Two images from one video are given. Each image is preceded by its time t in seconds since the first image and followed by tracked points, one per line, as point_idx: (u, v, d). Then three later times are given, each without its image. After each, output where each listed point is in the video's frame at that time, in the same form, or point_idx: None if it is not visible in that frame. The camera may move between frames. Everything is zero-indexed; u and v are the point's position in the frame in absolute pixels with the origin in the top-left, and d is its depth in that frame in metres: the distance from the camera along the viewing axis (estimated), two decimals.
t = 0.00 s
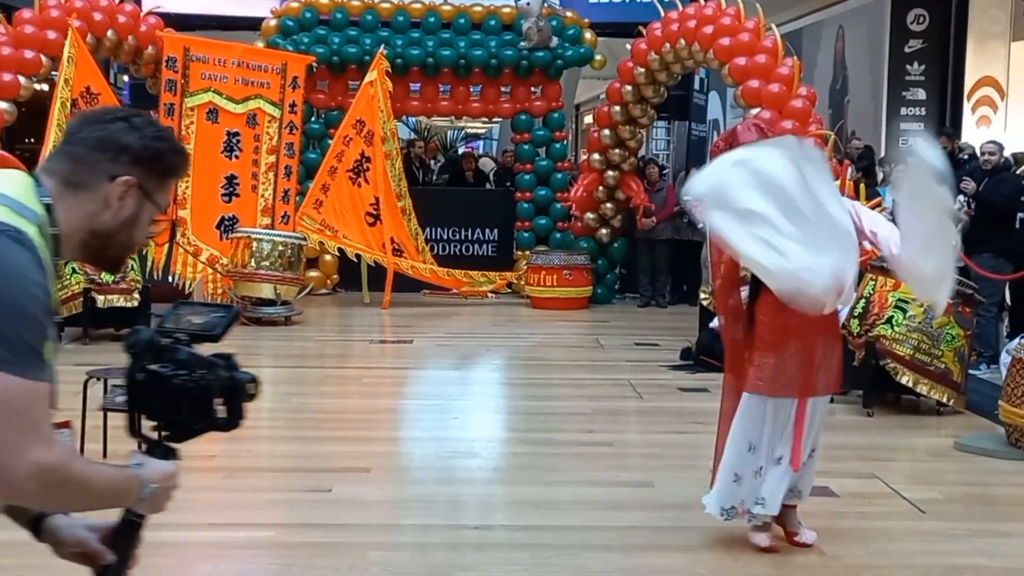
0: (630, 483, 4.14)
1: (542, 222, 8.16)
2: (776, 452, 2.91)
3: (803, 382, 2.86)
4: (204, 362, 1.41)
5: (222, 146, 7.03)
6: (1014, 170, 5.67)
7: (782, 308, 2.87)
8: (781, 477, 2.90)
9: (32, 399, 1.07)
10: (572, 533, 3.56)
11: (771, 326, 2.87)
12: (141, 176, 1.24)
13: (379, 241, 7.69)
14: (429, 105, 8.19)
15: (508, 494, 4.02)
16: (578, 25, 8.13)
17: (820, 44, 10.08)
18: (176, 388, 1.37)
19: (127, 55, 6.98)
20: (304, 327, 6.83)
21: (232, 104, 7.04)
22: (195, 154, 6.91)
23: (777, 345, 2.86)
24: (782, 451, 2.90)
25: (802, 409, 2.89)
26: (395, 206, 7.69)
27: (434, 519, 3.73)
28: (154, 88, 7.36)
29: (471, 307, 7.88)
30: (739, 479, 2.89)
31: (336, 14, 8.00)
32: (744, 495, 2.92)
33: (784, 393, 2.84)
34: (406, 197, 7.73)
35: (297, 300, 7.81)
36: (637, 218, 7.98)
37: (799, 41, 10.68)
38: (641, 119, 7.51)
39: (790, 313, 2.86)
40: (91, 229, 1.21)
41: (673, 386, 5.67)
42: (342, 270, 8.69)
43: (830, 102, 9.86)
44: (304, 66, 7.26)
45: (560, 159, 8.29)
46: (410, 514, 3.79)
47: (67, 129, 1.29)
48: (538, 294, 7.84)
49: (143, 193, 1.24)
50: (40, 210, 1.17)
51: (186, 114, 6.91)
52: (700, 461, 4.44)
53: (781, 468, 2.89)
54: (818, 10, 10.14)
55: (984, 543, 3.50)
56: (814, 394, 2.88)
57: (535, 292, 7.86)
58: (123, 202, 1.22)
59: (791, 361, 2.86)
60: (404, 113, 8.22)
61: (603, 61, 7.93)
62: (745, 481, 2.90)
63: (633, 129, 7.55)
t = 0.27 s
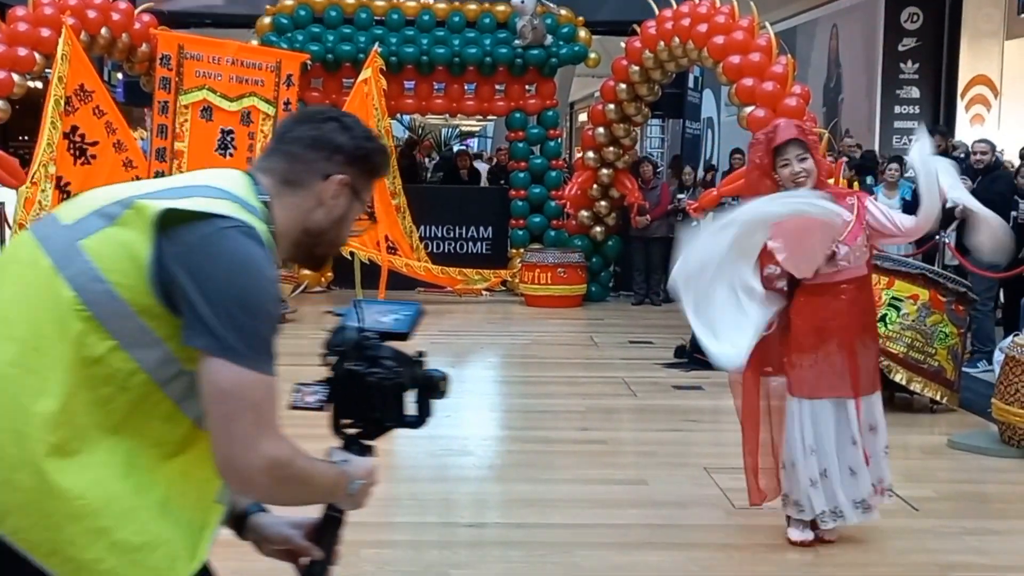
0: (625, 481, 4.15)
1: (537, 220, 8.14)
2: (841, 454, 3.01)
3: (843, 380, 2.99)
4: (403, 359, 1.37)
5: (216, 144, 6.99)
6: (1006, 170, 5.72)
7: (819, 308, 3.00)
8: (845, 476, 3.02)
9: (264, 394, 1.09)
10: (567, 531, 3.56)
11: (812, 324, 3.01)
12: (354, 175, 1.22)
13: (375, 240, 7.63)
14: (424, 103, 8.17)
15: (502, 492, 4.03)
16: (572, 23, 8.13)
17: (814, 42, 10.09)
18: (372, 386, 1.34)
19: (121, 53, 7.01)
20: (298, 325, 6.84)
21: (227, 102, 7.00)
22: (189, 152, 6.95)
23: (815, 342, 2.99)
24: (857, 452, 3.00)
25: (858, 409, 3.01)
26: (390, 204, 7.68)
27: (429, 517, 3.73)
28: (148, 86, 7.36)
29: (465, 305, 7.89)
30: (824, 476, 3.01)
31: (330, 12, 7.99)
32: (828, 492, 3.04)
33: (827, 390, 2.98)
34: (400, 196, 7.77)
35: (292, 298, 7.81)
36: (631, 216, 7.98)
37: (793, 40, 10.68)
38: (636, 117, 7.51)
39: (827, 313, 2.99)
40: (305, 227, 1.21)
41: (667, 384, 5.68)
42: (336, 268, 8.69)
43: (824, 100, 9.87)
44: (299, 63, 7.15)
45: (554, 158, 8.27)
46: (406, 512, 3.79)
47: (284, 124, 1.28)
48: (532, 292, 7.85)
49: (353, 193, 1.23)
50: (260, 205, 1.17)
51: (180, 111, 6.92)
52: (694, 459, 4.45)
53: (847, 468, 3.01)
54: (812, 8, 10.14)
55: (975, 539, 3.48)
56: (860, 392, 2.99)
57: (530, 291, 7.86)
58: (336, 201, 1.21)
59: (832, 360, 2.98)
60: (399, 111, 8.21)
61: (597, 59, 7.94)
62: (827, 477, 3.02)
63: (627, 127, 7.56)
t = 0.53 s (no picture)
0: (613, 479, 4.15)
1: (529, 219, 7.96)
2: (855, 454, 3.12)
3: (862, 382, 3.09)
4: (554, 361, 1.34)
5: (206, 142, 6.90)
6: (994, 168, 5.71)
7: (837, 309, 3.10)
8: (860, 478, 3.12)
9: (452, 402, 1.08)
10: (555, 530, 3.55)
11: (828, 325, 3.12)
12: (519, 180, 1.19)
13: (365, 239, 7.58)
14: (414, 101, 8.14)
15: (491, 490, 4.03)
16: (562, 21, 8.16)
17: (804, 41, 10.10)
18: (522, 389, 1.31)
19: (109, 51, 7.00)
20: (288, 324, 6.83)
21: (215, 101, 6.91)
22: (178, 150, 6.85)
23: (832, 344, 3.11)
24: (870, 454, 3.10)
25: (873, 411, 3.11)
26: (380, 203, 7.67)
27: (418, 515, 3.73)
28: (137, 84, 7.33)
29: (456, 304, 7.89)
30: (836, 473, 3.11)
31: (320, 10, 7.95)
32: (840, 491, 3.14)
33: (844, 390, 3.09)
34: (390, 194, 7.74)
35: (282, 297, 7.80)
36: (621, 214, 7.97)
37: (783, 39, 10.69)
38: (625, 116, 7.52)
39: (843, 315, 3.09)
40: (470, 232, 1.19)
41: (656, 382, 5.69)
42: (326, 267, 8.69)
43: (814, 99, 9.88)
44: (288, 62, 7.10)
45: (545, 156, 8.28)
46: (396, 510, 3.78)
47: (446, 124, 1.26)
48: (523, 290, 7.86)
49: (518, 198, 1.20)
50: (428, 210, 1.16)
51: (169, 109, 6.82)
52: (682, 457, 4.45)
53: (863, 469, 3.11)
54: (802, 7, 10.16)
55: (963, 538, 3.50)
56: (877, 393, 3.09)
57: (520, 288, 7.87)
58: (502, 206, 1.19)
59: (848, 360, 3.09)
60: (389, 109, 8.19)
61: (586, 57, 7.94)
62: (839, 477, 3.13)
63: (618, 126, 7.59)
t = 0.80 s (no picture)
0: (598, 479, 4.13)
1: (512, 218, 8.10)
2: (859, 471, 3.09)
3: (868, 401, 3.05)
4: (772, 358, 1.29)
5: (191, 141, 7.02)
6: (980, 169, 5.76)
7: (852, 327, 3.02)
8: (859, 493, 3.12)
9: (706, 408, 1.07)
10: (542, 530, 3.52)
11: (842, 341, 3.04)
12: (741, 175, 1.20)
13: (350, 237, 7.67)
14: (400, 101, 8.14)
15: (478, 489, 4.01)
16: (549, 20, 8.14)
17: (790, 41, 10.12)
18: (733, 389, 1.20)
19: (94, 49, 6.95)
20: (274, 322, 6.81)
21: (202, 99, 7.03)
22: (164, 147, 6.93)
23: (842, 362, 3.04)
24: (865, 470, 3.08)
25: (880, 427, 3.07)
26: (365, 201, 7.69)
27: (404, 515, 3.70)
28: (122, 82, 7.31)
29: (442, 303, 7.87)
30: (826, 482, 3.11)
31: (306, 9, 7.93)
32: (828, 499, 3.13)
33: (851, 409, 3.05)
34: (376, 193, 7.73)
35: (267, 295, 7.77)
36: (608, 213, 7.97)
37: (770, 38, 10.70)
38: (612, 115, 7.52)
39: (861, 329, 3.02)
40: (695, 228, 1.19)
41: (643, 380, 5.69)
42: (312, 265, 8.67)
43: (800, 99, 9.90)
44: (274, 61, 7.20)
45: (531, 155, 8.31)
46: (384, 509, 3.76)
47: (659, 119, 1.26)
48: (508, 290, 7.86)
49: (738, 192, 1.20)
50: (659, 208, 1.16)
51: (155, 108, 6.89)
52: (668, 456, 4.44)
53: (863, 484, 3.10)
54: (788, 7, 10.17)
55: (950, 535, 3.47)
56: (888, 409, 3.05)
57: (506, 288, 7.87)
58: (724, 202, 1.19)
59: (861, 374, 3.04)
60: (375, 108, 8.18)
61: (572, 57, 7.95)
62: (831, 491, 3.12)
63: (604, 125, 7.59)
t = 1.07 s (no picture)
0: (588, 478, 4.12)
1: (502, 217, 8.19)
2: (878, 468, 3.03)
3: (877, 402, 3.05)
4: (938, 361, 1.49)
5: (179, 139, 7.03)
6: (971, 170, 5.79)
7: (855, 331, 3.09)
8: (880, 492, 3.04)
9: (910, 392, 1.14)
10: (531, 529, 3.51)
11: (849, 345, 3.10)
12: (917, 145, 1.28)
13: (339, 236, 7.67)
14: (390, 99, 8.15)
15: (467, 488, 4.00)
16: (537, 19, 8.19)
17: (779, 41, 10.13)
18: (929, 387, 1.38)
19: (83, 47, 6.96)
20: (263, 322, 6.79)
21: (190, 97, 7.04)
22: (152, 145, 6.94)
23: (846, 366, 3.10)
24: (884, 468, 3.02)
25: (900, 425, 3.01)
26: (354, 200, 7.67)
27: (393, 514, 3.69)
28: (110, 81, 7.31)
29: (431, 302, 7.86)
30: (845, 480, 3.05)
31: (295, 7, 7.96)
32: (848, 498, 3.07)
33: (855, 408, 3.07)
34: (365, 192, 7.72)
35: (257, 294, 7.75)
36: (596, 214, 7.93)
37: (759, 38, 10.70)
38: (601, 114, 7.53)
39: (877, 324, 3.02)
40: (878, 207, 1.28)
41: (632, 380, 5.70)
42: (301, 264, 8.66)
43: (789, 98, 9.91)
44: (263, 59, 7.20)
45: (521, 154, 8.32)
46: (372, 509, 3.76)
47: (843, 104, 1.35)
48: (498, 289, 7.86)
49: (918, 160, 1.29)
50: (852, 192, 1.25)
51: (143, 107, 6.89)
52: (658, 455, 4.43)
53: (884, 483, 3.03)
54: (777, 7, 10.18)
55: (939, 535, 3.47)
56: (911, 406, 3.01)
57: (495, 288, 7.87)
58: (906, 172, 1.28)
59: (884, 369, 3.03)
60: (364, 107, 8.17)
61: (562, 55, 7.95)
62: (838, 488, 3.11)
63: (593, 124, 7.56)
